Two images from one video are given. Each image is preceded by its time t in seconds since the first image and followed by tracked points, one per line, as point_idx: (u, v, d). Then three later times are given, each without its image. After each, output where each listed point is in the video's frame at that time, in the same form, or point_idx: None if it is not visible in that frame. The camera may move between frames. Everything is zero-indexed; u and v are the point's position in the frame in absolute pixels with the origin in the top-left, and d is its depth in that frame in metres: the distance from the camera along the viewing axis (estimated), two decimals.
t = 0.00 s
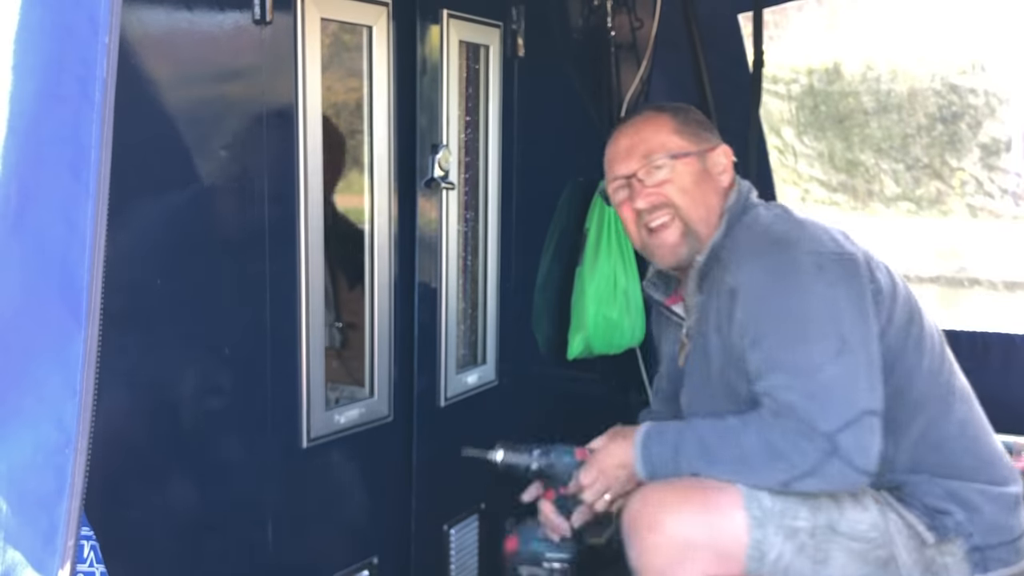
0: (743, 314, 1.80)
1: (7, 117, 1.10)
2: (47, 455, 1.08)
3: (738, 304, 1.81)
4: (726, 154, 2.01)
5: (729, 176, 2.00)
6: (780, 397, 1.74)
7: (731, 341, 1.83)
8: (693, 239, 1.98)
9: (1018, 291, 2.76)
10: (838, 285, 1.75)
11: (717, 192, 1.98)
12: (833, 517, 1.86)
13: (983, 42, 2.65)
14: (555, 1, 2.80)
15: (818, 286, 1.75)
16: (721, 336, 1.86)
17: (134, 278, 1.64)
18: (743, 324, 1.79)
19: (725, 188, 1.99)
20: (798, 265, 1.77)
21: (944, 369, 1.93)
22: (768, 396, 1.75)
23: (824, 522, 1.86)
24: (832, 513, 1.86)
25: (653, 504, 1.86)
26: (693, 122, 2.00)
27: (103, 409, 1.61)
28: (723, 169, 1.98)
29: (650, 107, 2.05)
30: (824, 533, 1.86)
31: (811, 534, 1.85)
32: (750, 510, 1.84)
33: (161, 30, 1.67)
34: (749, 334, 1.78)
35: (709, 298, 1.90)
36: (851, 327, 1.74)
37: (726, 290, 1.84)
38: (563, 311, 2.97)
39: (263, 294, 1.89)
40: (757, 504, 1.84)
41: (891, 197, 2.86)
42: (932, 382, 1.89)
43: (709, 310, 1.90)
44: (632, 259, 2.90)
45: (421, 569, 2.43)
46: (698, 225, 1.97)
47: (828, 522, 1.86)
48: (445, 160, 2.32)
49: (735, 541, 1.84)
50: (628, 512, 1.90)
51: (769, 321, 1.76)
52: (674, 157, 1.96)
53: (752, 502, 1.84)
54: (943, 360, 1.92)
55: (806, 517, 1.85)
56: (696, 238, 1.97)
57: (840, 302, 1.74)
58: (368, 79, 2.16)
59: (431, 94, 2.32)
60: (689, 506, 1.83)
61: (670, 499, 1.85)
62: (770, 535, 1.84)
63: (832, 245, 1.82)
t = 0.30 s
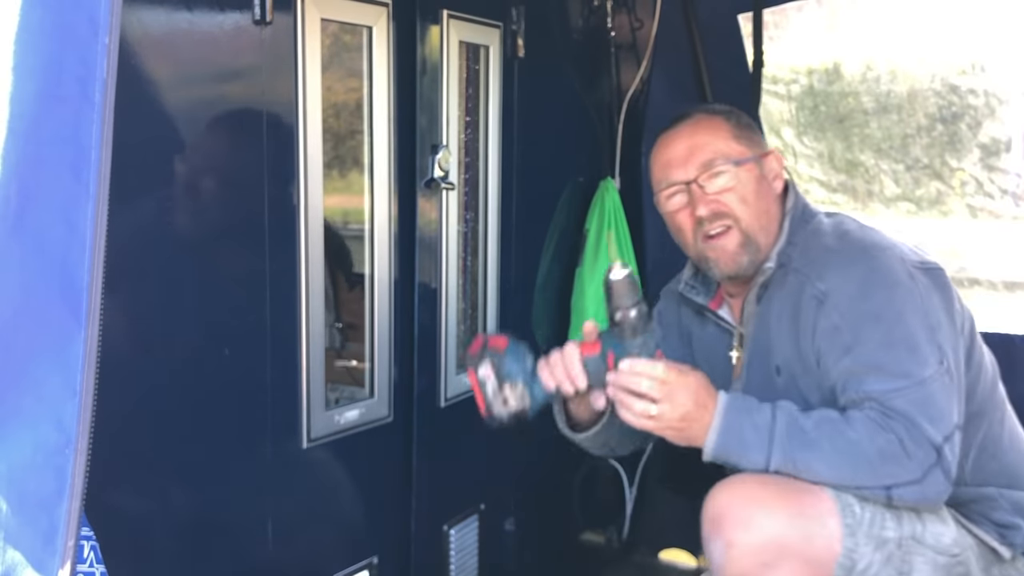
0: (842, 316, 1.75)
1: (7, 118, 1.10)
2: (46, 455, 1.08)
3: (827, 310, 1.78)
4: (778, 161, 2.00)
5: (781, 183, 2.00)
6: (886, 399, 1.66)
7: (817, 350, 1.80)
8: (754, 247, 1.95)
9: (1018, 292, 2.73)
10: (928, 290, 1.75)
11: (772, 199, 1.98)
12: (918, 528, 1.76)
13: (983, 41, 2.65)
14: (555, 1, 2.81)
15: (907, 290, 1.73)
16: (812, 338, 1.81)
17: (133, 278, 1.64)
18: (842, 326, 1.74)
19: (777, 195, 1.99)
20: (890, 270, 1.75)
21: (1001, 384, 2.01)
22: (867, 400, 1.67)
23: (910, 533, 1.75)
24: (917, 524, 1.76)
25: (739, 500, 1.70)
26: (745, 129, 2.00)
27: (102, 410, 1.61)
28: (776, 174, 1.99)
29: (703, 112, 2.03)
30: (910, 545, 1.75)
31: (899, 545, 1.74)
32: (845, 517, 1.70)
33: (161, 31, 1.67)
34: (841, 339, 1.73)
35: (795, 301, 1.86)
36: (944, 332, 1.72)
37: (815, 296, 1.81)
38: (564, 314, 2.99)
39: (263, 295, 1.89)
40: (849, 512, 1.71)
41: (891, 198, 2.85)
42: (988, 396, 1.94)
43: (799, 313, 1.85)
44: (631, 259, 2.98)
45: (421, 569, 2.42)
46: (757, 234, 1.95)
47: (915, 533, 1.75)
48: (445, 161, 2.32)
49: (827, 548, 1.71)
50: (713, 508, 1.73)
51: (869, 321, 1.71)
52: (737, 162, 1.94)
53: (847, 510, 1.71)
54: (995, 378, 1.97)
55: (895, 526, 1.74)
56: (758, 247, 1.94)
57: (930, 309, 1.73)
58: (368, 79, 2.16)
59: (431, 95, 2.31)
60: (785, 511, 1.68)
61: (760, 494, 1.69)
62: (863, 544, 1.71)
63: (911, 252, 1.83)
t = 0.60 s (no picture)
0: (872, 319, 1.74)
1: (8, 118, 1.10)
2: (47, 455, 1.08)
3: (859, 312, 1.77)
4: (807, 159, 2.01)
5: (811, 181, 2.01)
6: (915, 408, 1.65)
7: (845, 352, 1.80)
8: (782, 245, 1.95)
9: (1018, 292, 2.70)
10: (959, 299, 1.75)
11: (803, 198, 1.98)
12: (946, 537, 1.74)
13: (983, 42, 2.63)
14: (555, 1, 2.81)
15: (939, 296, 1.73)
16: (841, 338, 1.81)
17: (133, 278, 1.64)
18: (871, 329, 1.74)
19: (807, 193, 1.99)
20: (923, 276, 1.75)
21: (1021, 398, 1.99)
22: (896, 409, 1.66)
23: (938, 541, 1.73)
24: (944, 533, 1.74)
25: (770, 501, 1.69)
26: (777, 125, 2.01)
27: (102, 410, 1.61)
28: (806, 172, 1.99)
29: (733, 104, 2.04)
30: (937, 553, 1.73)
31: (926, 553, 1.72)
32: (877, 523, 1.69)
33: (162, 31, 1.67)
34: (870, 344, 1.73)
35: (824, 301, 1.87)
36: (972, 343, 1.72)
37: (846, 297, 1.81)
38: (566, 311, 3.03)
39: (264, 295, 1.89)
40: (880, 518, 1.69)
41: (890, 198, 2.86)
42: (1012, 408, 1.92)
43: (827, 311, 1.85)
44: (631, 259, 2.97)
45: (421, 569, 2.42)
46: (786, 232, 1.95)
47: (942, 542, 1.73)
48: (445, 161, 2.32)
49: (860, 553, 1.69)
50: (744, 508, 1.72)
51: (900, 327, 1.71)
52: (768, 159, 1.95)
53: (878, 516, 1.69)
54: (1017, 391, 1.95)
55: (923, 534, 1.72)
56: (785, 245, 1.94)
57: (960, 316, 1.73)
58: (369, 79, 2.17)
59: (432, 95, 2.31)
60: (817, 515, 1.67)
61: (792, 496, 1.68)
62: (893, 552, 1.69)
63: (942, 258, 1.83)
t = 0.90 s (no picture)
0: (881, 321, 1.74)
1: (8, 118, 1.11)
2: (47, 455, 1.08)
3: (869, 314, 1.77)
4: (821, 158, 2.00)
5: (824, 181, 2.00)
6: (922, 414, 1.65)
7: (855, 354, 1.79)
8: (792, 245, 1.95)
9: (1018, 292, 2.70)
10: (971, 306, 1.74)
11: (815, 197, 1.97)
12: (949, 541, 1.74)
13: (983, 42, 2.63)
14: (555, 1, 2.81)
15: (951, 302, 1.72)
16: (851, 340, 1.80)
17: (133, 278, 1.64)
18: (881, 332, 1.73)
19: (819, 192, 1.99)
20: (935, 281, 1.75)
21: None
22: (903, 414, 1.66)
23: (942, 544, 1.72)
24: (947, 537, 1.74)
25: (773, 500, 1.69)
26: (789, 124, 2.00)
27: (103, 411, 1.61)
28: (819, 170, 1.99)
29: (746, 101, 2.04)
30: (941, 556, 1.72)
31: (929, 556, 1.71)
32: (880, 525, 1.68)
33: (162, 31, 1.67)
34: (879, 348, 1.73)
35: (834, 302, 1.87)
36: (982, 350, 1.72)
37: (856, 299, 1.81)
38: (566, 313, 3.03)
39: (263, 295, 1.89)
40: (884, 520, 1.69)
41: (890, 198, 2.86)
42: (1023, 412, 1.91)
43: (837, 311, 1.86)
44: (632, 259, 2.98)
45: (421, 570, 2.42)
46: (797, 232, 1.95)
47: (945, 545, 1.73)
48: (445, 161, 2.32)
49: (864, 554, 1.69)
50: (747, 508, 1.72)
51: (909, 331, 1.71)
52: (780, 157, 1.95)
53: (882, 517, 1.69)
54: None
55: (927, 538, 1.71)
56: (795, 245, 1.94)
57: (971, 323, 1.73)
58: (369, 80, 2.17)
59: (432, 95, 2.31)
60: (820, 515, 1.66)
61: (795, 496, 1.68)
62: (896, 553, 1.68)
63: (955, 262, 1.82)
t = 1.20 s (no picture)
0: (888, 316, 1.74)
1: (8, 117, 1.10)
2: (48, 455, 1.08)
3: (875, 310, 1.76)
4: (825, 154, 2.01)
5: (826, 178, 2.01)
6: (930, 404, 1.63)
7: (861, 351, 1.78)
8: (791, 239, 1.97)
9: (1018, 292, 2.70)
10: (976, 302, 1.74)
11: (817, 193, 2.00)
12: (950, 543, 1.73)
13: (983, 42, 2.63)
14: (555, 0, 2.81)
15: (955, 298, 1.72)
16: (857, 337, 1.79)
17: (133, 278, 1.65)
18: (888, 327, 1.73)
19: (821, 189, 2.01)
20: (940, 277, 1.74)
21: None
22: (912, 405, 1.64)
23: (943, 547, 1.72)
24: (949, 539, 1.73)
25: (775, 503, 1.69)
26: (795, 120, 2.02)
27: (103, 411, 1.61)
28: (824, 168, 2.01)
29: (751, 96, 2.05)
30: (942, 558, 1.72)
31: (930, 559, 1.71)
32: (881, 527, 1.68)
33: (162, 31, 1.67)
34: (886, 342, 1.72)
35: (839, 300, 1.86)
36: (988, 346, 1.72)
37: (862, 296, 1.80)
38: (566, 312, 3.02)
39: (263, 295, 1.89)
40: (885, 522, 1.68)
41: (891, 198, 2.86)
42: None
43: (842, 309, 1.85)
44: (632, 261, 2.97)
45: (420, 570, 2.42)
46: (796, 227, 1.98)
47: (946, 548, 1.72)
48: (445, 161, 2.31)
49: (866, 558, 1.68)
50: (749, 510, 1.72)
51: (917, 325, 1.70)
52: (782, 153, 1.97)
53: (884, 520, 1.68)
54: None
55: (929, 540, 1.71)
56: (794, 239, 1.97)
57: (975, 318, 1.73)
58: (369, 79, 2.17)
59: (432, 95, 2.31)
60: (822, 518, 1.66)
61: (797, 499, 1.68)
62: (897, 556, 1.68)
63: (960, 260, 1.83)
